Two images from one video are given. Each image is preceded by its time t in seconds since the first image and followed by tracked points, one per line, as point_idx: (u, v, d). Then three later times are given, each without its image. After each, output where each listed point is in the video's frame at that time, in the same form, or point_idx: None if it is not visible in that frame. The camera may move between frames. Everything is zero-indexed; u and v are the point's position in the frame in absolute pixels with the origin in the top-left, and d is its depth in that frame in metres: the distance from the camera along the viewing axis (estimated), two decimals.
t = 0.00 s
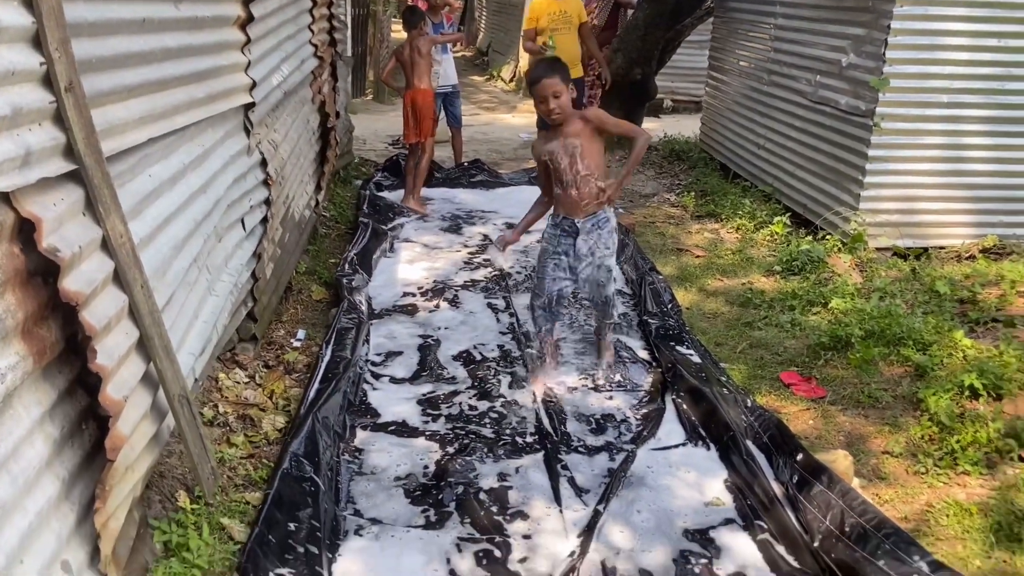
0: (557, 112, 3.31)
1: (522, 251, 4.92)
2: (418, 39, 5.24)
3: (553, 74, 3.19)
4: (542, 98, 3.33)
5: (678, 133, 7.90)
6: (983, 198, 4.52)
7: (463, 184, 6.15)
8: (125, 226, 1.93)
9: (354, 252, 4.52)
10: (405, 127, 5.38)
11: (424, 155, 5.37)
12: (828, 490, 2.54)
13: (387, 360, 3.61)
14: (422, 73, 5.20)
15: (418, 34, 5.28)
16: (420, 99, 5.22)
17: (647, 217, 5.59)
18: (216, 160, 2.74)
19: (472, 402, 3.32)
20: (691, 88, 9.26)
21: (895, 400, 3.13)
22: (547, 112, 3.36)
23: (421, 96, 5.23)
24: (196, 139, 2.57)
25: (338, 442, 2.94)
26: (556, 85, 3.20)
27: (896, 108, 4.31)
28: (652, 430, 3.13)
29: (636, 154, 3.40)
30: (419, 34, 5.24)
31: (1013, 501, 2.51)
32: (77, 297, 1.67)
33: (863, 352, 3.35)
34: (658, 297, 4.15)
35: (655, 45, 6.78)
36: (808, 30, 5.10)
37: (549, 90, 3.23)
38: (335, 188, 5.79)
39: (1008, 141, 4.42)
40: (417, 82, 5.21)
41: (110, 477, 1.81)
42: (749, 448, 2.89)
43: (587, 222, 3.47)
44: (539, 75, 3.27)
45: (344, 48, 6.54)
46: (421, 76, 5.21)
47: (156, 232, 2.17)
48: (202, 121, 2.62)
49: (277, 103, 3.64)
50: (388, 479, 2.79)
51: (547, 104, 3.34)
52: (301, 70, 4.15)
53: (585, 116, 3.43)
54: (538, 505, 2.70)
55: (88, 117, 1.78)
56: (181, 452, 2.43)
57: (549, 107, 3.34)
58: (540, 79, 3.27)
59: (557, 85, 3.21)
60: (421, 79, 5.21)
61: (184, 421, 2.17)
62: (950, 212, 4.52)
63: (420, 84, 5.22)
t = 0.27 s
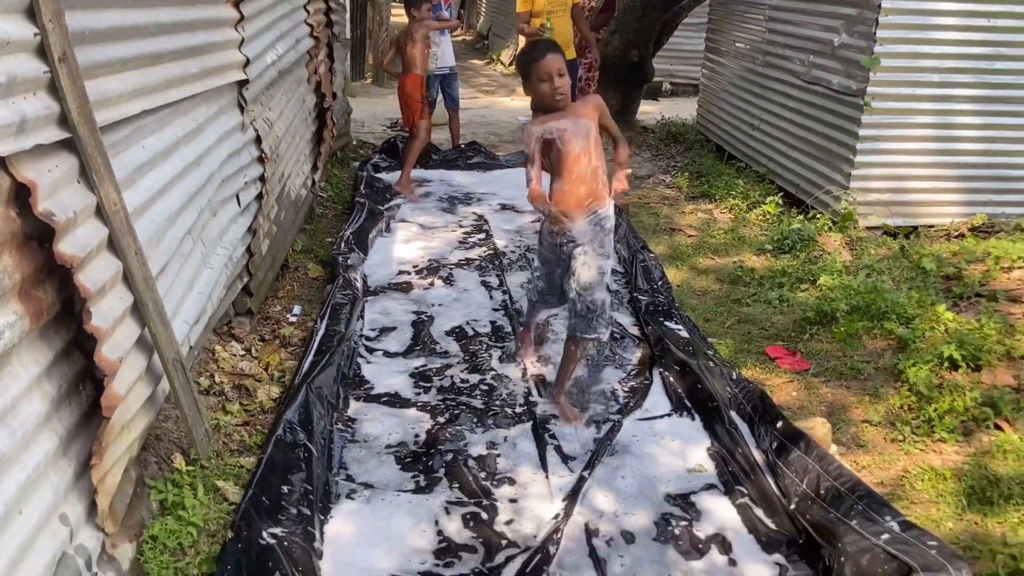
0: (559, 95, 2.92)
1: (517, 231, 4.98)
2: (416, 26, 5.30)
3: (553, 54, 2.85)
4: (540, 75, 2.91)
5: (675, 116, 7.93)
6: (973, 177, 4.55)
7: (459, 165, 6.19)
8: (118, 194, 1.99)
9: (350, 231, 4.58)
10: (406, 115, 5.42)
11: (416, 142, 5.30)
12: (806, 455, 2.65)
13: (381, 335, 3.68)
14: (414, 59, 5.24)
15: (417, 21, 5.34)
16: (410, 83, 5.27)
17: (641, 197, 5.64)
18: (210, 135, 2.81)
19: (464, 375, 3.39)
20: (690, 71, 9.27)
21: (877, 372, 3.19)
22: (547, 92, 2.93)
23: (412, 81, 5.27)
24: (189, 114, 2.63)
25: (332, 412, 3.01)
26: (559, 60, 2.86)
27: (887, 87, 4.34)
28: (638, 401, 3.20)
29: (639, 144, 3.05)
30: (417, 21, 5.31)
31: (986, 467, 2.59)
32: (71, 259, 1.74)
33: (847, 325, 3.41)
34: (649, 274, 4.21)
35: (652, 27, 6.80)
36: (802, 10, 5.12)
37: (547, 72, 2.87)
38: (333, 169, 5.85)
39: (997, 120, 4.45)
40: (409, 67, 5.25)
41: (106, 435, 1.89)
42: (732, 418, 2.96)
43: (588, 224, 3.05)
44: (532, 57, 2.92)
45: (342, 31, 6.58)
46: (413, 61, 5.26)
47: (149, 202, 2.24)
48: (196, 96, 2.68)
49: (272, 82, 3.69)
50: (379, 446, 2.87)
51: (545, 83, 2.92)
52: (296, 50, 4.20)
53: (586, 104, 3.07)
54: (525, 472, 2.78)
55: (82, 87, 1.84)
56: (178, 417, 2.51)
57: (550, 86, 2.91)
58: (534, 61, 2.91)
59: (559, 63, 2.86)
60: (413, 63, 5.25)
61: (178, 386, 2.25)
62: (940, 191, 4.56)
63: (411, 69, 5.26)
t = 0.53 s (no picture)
0: (589, 94, 2.73)
1: (516, 213, 5.02)
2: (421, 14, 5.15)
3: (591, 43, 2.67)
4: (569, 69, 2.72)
5: (676, 99, 7.94)
6: (969, 159, 4.59)
7: (460, 149, 6.23)
8: (123, 172, 2.05)
9: (351, 213, 4.62)
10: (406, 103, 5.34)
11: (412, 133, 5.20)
12: (796, 430, 2.70)
13: (381, 314, 3.74)
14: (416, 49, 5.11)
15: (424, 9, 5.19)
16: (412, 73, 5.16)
17: (640, 180, 5.67)
18: (211, 117, 2.85)
19: (462, 353, 3.45)
20: (691, 54, 9.26)
21: (868, 350, 3.25)
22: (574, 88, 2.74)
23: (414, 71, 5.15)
24: (191, 95, 2.67)
25: (332, 388, 3.07)
26: (600, 55, 2.69)
27: (884, 69, 4.36)
28: (633, 379, 3.26)
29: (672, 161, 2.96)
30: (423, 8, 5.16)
31: (972, 441, 2.66)
32: (78, 235, 1.80)
33: (840, 305, 3.46)
34: (646, 255, 4.24)
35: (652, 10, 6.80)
36: None
37: (581, 64, 2.68)
38: (334, 152, 5.88)
39: (994, 102, 4.48)
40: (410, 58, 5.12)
41: (112, 406, 1.95)
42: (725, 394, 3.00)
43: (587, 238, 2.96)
44: (567, 45, 2.70)
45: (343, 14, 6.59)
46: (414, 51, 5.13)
47: (153, 182, 2.29)
48: (197, 78, 2.73)
49: (272, 64, 3.73)
50: (379, 422, 2.94)
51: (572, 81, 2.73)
52: (297, 33, 4.23)
53: (610, 109, 2.91)
54: (520, 447, 2.84)
55: (86, 68, 1.89)
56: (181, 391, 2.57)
57: (578, 82, 2.72)
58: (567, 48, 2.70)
59: (598, 54, 2.68)
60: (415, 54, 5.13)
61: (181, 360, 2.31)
62: (936, 173, 4.59)
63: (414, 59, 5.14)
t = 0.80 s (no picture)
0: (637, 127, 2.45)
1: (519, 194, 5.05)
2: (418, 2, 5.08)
3: (659, 77, 2.35)
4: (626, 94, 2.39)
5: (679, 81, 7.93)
6: (970, 139, 4.60)
7: (463, 130, 6.24)
8: (131, 151, 2.09)
9: (355, 193, 4.66)
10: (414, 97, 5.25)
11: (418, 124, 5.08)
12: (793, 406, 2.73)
13: (385, 294, 3.78)
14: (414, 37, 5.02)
15: None
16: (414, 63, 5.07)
17: (642, 161, 5.69)
18: (217, 97, 2.89)
19: (465, 332, 3.50)
20: (694, 35, 9.23)
21: (865, 328, 3.30)
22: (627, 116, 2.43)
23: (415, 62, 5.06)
24: (197, 76, 2.71)
25: (337, 366, 3.13)
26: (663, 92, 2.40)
27: (886, 50, 4.36)
28: (634, 356, 3.31)
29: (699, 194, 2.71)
30: None
31: (966, 416, 2.71)
32: (89, 211, 1.85)
33: (838, 283, 3.51)
34: (647, 236, 4.27)
35: None
36: None
37: (641, 95, 2.36)
38: (338, 134, 5.91)
39: (995, 82, 4.49)
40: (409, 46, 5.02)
41: (124, 379, 2.01)
42: (723, 370, 3.05)
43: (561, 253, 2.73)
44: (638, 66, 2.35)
45: None
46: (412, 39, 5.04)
47: (161, 161, 2.34)
48: (202, 59, 2.76)
49: (276, 46, 3.75)
50: (383, 398, 2.99)
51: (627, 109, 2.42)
52: (300, 15, 4.25)
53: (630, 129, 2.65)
54: (522, 423, 2.89)
55: (95, 48, 1.93)
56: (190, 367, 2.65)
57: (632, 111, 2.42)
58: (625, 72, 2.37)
59: (661, 88, 2.38)
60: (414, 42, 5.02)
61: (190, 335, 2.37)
62: (937, 153, 4.61)
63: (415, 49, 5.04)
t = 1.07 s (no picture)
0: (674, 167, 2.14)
1: (520, 173, 5.04)
2: None
3: (710, 122, 2.04)
4: (666, 136, 2.08)
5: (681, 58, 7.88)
6: (972, 116, 4.59)
7: (465, 109, 6.22)
8: (132, 126, 2.10)
9: (356, 171, 4.66)
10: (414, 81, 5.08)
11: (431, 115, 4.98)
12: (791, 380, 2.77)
13: (387, 272, 3.80)
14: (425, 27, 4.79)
15: None
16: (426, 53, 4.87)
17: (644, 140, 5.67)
18: (218, 73, 2.89)
19: (467, 309, 3.51)
20: (697, 13, 9.16)
21: (865, 304, 3.32)
22: (670, 161, 2.11)
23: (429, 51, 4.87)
24: (198, 51, 2.71)
25: (340, 342, 3.15)
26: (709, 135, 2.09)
27: (889, 26, 4.33)
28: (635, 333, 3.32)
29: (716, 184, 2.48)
30: None
31: (964, 391, 2.74)
32: (92, 186, 1.86)
33: (838, 260, 3.53)
34: (649, 214, 4.26)
35: None
36: None
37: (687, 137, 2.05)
38: (339, 112, 5.89)
39: (998, 58, 4.47)
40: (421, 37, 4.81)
41: (129, 352, 2.03)
42: (723, 346, 3.06)
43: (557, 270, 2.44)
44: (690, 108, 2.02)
45: None
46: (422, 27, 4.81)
47: (162, 137, 2.35)
48: (203, 34, 2.76)
49: (275, 23, 3.74)
50: (386, 373, 3.02)
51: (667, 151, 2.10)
52: None
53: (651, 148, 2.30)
54: (524, 399, 2.91)
55: (96, 22, 1.93)
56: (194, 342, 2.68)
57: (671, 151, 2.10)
58: (676, 110, 2.03)
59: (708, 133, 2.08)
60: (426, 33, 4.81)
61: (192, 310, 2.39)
62: (939, 130, 4.60)
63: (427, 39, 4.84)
